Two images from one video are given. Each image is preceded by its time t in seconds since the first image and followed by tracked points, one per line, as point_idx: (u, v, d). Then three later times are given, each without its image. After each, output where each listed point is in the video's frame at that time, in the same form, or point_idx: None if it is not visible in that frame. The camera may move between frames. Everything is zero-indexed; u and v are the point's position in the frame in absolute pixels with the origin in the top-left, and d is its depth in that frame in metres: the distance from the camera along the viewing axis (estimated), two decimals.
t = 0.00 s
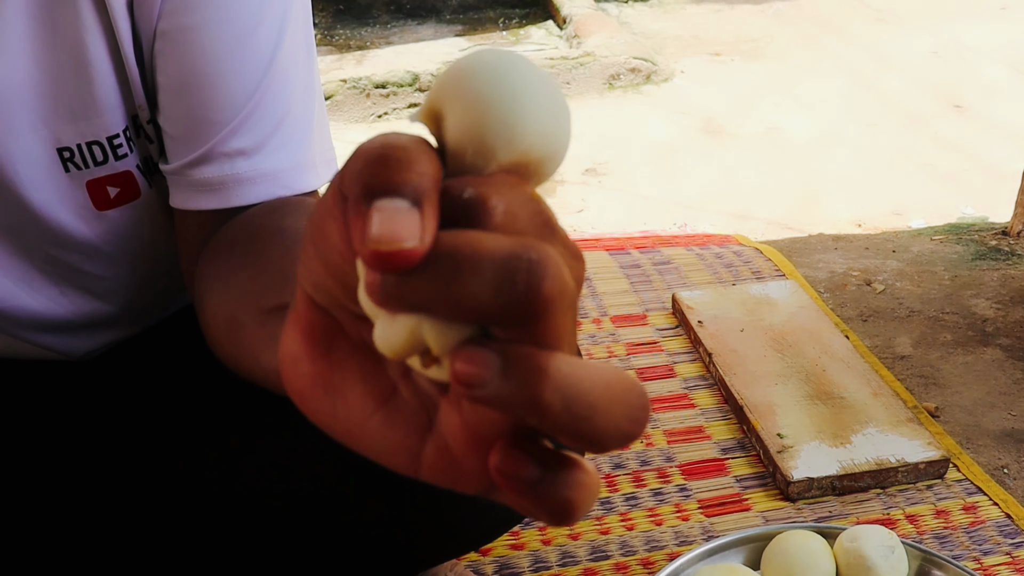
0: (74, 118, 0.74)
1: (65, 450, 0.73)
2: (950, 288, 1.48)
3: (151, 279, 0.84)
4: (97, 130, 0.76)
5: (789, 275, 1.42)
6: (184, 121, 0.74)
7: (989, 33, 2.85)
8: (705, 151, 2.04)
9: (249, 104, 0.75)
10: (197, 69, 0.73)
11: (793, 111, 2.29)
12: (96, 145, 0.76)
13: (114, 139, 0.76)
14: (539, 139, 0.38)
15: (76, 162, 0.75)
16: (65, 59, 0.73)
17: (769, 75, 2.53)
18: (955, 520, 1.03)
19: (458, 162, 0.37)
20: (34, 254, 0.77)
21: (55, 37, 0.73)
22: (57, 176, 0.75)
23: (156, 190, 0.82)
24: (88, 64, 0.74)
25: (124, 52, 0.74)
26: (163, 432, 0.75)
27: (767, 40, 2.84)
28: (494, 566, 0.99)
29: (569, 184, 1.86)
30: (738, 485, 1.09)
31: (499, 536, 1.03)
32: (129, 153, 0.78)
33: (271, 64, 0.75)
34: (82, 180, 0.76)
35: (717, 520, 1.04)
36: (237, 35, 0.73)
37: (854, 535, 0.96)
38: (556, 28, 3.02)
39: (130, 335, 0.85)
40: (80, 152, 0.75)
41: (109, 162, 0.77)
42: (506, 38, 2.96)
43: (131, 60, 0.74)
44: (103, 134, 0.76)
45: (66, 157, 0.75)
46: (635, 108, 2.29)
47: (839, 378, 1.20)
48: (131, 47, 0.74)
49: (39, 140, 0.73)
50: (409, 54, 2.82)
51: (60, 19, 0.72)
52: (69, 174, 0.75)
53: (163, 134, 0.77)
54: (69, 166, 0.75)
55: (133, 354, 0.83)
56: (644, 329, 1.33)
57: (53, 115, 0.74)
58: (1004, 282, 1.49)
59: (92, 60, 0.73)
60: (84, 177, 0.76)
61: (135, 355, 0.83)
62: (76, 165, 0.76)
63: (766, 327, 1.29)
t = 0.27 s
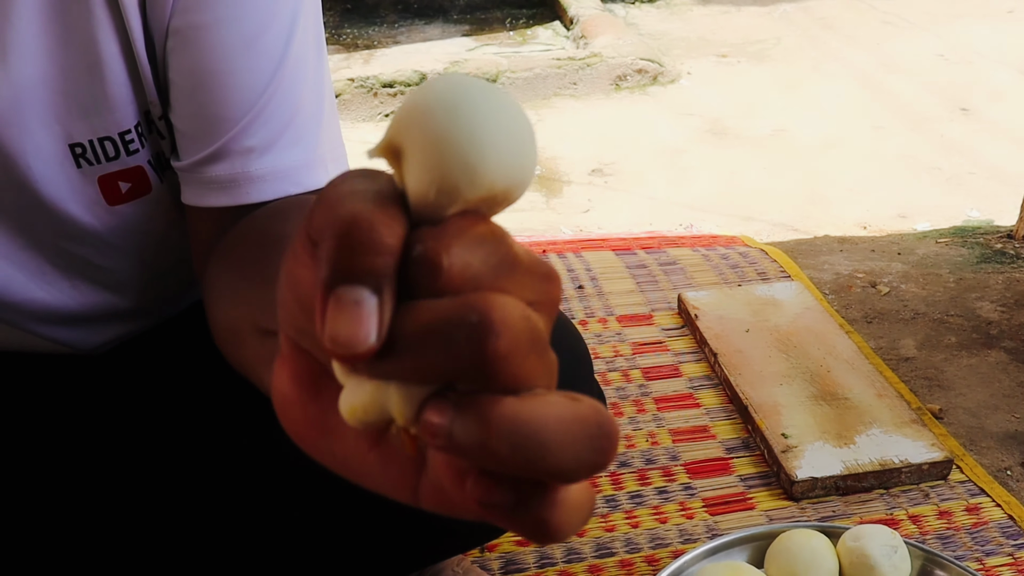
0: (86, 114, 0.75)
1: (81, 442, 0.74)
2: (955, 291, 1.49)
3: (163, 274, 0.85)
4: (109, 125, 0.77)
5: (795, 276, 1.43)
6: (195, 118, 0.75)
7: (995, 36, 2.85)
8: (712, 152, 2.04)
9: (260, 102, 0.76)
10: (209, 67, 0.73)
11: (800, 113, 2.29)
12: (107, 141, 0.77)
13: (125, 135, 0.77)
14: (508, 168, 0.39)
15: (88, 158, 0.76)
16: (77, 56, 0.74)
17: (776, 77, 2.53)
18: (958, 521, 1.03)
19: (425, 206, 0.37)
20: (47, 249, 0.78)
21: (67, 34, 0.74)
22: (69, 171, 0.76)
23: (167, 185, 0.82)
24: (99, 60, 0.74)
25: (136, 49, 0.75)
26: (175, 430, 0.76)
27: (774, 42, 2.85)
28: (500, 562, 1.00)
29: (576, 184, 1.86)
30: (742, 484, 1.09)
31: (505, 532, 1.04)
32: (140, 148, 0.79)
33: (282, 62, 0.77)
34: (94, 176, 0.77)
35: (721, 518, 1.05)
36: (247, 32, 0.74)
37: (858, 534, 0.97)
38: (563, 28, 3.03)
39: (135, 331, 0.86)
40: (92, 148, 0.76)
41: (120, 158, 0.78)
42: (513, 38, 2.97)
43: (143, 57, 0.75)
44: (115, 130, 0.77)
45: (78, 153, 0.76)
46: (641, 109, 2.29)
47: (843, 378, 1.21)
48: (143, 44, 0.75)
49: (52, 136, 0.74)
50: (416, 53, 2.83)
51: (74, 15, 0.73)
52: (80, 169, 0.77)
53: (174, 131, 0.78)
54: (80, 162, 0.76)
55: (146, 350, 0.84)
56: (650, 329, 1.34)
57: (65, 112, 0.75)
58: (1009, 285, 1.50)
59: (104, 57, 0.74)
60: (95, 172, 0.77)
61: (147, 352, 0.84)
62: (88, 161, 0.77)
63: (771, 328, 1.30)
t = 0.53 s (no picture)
0: (100, 115, 0.77)
1: (96, 436, 0.77)
2: (956, 298, 1.50)
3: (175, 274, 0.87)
4: (125, 125, 0.78)
5: (797, 282, 1.44)
6: (206, 122, 0.75)
7: (999, 44, 2.87)
8: (716, 158, 2.06)
9: (268, 103, 0.74)
10: (218, 70, 0.73)
11: (804, 120, 2.31)
12: (120, 142, 0.79)
13: (138, 136, 0.79)
14: (389, 255, 0.35)
15: (101, 157, 0.78)
16: (91, 59, 0.76)
17: (781, 84, 2.55)
18: (956, 524, 1.05)
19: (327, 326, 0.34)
20: (64, 248, 0.81)
21: (82, 36, 0.75)
22: (82, 172, 0.78)
23: (180, 186, 0.84)
24: (111, 61, 0.76)
25: (147, 49, 0.75)
26: (183, 425, 0.78)
27: (779, 49, 2.86)
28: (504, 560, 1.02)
29: (581, 189, 1.88)
30: (744, 486, 1.11)
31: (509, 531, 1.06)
32: (153, 149, 0.80)
33: (290, 62, 0.74)
34: (107, 175, 0.79)
35: (722, 520, 1.06)
36: (252, 35, 0.72)
37: (857, 536, 0.99)
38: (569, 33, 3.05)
39: (142, 333, 0.88)
40: (105, 148, 0.78)
41: (133, 159, 0.80)
42: (520, 43, 2.99)
43: (155, 59, 0.75)
44: (128, 131, 0.78)
45: (92, 152, 0.78)
46: (647, 114, 2.31)
47: (844, 384, 1.23)
48: (155, 46, 0.75)
49: (67, 136, 0.77)
50: (423, 57, 2.85)
51: (88, 18, 0.74)
52: (93, 169, 0.79)
53: (187, 133, 0.79)
54: (94, 162, 0.78)
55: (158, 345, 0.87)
56: (654, 333, 1.35)
57: (80, 113, 0.77)
58: (1010, 293, 1.51)
59: (117, 57, 0.75)
60: (108, 172, 0.79)
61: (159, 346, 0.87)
62: (101, 160, 0.79)
63: (774, 333, 1.31)
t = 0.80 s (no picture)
0: (131, 106, 0.81)
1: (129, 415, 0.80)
2: (970, 303, 1.51)
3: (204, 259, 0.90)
4: (153, 116, 0.82)
5: (812, 284, 1.46)
6: (231, 115, 0.78)
7: (1017, 53, 2.87)
8: (732, 162, 2.07)
9: (289, 96, 0.77)
10: (243, 65, 0.77)
11: (820, 125, 2.32)
12: (149, 131, 0.82)
13: (166, 125, 0.82)
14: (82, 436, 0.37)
15: (131, 147, 0.82)
16: (122, 53, 0.79)
17: (798, 89, 2.56)
18: (966, 524, 1.07)
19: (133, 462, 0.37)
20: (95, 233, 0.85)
21: (114, 31, 0.78)
22: (112, 163, 0.82)
23: (207, 174, 0.88)
24: (141, 56, 0.79)
25: (175, 47, 0.79)
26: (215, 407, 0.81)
27: (796, 54, 2.88)
28: (520, 549, 1.04)
29: (598, 189, 1.90)
30: (757, 482, 1.13)
31: (526, 521, 1.08)
32: (180, 138, 0.84)
33: (310, 58, 0.78)
34: (136, 164, 0.83)
35: (735, 514, 1.08)
36: (266, 35, 0.77)
37: (868, 532, 1.00)
38: (587, 35, 3.07)
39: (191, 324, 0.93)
40: (135, 137, 0.82)
41: (161, 147, 0.83)
42: (538, 44, 3.01)
43: (183, 55, 0.80)
44: (157, 121, 0.82)
45: (122, 142, 0.81)
46: (664, 117, 2.33)
47: (858, 384, 1.24)
48: (182, 43, 0.80)
49: (97, 127, 0.80)
50: (442, 57, 2.88)
51: (118, 14, 0.78)
52: (123, 157, 0.82)
53: (213, 123, 0.83)
54: (124, 152, 0.82)
55: (183, 326, 0.94)
56: (669, 331, 1.37)
57: (110, 103, 0.80)
58: None
59: (146, 51, 0.79)
60: (138, 160, 0.83)
61: (184, 327, 0.94)
62: (131, 149, 0.82)
63: (788, 333, 1.33)
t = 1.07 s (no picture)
0: (199, 70, 0.85)
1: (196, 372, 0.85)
2: (1011, 295, 1.52)
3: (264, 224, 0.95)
4: (219, 80, 0.86)
5: (853, 271, 1.47)
6: (298, 80, 0.82)
7: None
8: (775, 150, 2.08)
9: (352, 62, 0.80)
10: (310, 32, 0.80)
11: (863, 116, 2.32)
12: (216, 95, 0.86)
13: (232, 90, 0.87)
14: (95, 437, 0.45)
15: (197, 110, 0.86)
16: (192, 21, 0.83)
17: (841, 79, 2.56)
18: (1003, 508, 1.08)
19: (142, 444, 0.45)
20: (160, 193, 0.91)
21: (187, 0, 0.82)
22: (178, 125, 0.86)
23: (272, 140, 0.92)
24: (211, 22, 0.83)
25: (243, 14, 0.83)
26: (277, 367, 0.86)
27: (840, 44, 2.87)
28: (563, 517, 1.07)
29: (640, 173, 1.92)
30: (796, 461, 1.15)
31: (568, 491, 1.11)
32: (245, 103, 0.88)
33: (372, 25, 0.81)
34: (201, 127, 0.87)
35: (774, 490, 1.10)
36: (332, 3, 0.80)
37: (906, 511, 1.02)
38: (630, 21, 3.07)
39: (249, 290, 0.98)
40: (201, 101, 0.86)
41: (226, 111, 0.87)
42: (581, 29, 3.02)
43: (251, 23, 0.84)
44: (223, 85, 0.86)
45: (189, 105, 0.86)
46: (706, 104, 2.34)
47: (897, 369, 1.26)
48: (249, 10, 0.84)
49: (165, 88, 0.84)
50: (486, 39, 2.90)
51: None
52: (190, 120, 0.87)
53: (279, 88, 0.87)
54: (190, 115, 0.86)
55: (245, 286, 1.00)
56: (711, 312, 1.39)
57: (179, 67, 0.84)
58: None
59: (214, 18, 0.83)
60: (203, 123, 0.87)
61: (246, 287, 1.00)
62: (197, 113, 0.86)
63: (829, 317, 1.35)
